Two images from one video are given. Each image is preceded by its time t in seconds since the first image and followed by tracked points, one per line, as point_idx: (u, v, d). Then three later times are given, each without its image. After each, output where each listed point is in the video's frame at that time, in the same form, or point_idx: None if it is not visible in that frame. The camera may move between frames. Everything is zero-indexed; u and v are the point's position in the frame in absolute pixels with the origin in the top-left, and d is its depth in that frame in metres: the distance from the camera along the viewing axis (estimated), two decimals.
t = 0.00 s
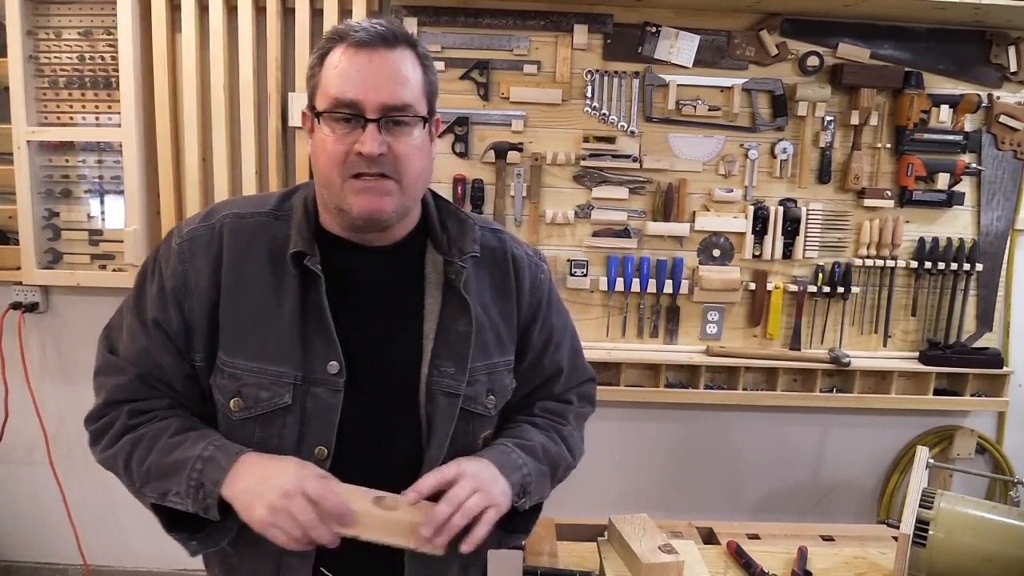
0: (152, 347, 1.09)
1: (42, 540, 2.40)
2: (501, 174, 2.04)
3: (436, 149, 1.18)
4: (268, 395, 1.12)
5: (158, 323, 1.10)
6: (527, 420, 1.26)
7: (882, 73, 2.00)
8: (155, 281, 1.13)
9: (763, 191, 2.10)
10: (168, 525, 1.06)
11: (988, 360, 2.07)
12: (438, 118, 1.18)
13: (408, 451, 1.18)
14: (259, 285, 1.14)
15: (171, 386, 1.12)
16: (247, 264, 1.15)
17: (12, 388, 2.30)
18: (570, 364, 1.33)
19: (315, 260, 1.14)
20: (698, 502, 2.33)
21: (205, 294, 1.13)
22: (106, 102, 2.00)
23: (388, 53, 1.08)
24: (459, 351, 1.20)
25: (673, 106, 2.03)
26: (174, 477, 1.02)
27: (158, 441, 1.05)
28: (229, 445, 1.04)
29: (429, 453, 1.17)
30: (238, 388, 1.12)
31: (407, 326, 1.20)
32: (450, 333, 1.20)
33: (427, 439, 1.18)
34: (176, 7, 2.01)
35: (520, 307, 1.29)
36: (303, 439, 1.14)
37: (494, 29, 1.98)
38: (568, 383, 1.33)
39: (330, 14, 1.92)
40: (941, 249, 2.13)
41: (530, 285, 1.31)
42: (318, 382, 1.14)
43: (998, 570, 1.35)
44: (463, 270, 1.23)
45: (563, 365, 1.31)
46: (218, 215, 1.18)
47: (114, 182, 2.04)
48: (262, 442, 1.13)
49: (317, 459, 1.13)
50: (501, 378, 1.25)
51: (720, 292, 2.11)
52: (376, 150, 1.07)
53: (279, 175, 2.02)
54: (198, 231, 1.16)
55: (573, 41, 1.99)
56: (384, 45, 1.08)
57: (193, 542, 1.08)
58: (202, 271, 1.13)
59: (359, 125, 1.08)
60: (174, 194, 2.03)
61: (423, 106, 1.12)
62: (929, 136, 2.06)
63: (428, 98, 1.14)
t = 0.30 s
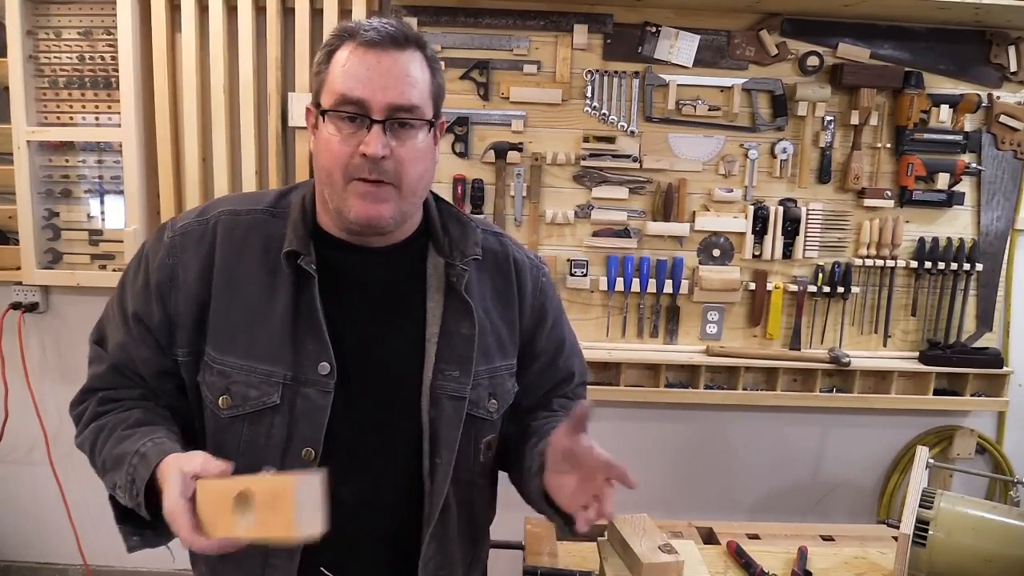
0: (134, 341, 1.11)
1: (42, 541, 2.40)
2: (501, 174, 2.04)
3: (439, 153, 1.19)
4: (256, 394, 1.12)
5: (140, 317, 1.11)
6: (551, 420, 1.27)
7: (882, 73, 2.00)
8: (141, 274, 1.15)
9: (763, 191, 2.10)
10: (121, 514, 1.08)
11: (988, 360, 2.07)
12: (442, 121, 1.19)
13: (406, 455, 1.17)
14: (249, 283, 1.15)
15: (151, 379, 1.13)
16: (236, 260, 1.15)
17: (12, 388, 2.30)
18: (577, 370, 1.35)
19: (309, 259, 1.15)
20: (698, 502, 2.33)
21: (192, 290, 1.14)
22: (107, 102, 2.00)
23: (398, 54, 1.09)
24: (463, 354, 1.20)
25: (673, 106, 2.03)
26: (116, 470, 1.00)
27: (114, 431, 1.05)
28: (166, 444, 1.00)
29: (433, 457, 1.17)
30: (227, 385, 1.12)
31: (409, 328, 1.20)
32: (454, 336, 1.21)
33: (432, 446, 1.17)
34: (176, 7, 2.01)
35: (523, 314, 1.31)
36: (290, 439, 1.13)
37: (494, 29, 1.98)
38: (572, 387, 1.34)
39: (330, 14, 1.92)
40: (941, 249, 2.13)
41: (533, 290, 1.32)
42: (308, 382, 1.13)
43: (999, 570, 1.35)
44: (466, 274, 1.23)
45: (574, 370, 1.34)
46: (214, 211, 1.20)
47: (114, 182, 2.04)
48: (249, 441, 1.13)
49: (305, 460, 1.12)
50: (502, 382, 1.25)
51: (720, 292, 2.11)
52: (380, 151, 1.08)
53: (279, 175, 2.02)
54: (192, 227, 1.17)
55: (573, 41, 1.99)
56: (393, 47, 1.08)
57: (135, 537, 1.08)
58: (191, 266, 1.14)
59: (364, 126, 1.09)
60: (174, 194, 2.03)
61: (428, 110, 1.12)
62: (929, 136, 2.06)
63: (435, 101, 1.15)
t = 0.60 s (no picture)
0: (152, 340, 1.12)
1: (42, 541, 2.40)
2: (501, 174, 2.04)
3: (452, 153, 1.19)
4: (273, 391, 1.12)
5: (158, 317, 1.12)
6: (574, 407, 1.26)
7: (882, 73, 2.00)
8: (160, 274, 1.16)
9: (763, 191, 2.10)
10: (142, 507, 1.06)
11: (988, 360, 2.07)
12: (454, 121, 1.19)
13: (426, 451, 1.17)
14: (266, 281, 1.15)
15: (171, 378, 1.14)
16: (253, 259, 1.16)
17: (12, 388, 2.30)
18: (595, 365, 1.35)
19: (325, 257, 1.15)
20: (698, 502, 2.33)
21: (209, 289, 1.14)
22: (106, 102, 2.00)
23: (410, 57, 1.08)
24: (481, 349, 1.20)
25: (673, 106, 2.03)
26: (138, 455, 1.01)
27: (137, 419, 1.06)
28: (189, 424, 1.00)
29: (454, 451, 1.17)
30: (244, 382, 1.12)
31: (426, 325, 1.20)
32: (472, 332, 1.20)
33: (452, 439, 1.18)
34: (176, 7, 2.01)
35: (539, 309, 1.31)
36: (307, 435, 1.13)
37: (494, 29, 1.98)
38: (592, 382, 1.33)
39: (330, 14, 1.92)
40: (941, 249, 2.13)
41: (548, 286, 1.32)
42: (324, 379, 1.14)
43: (998, 570, 1.35)
44: (482, 269, 1.23)
45: (591, 364, 1.33)
46: (230, 212, 1.20)
47: (114, 182, 2.04)
48: (267, 437, 1.13)
49: (322, 456, 1.12)
50: (520, 377, 1.25)
51: (720, 292, 2.11)
52: (393, 154, 1.08)
53: (279, 175, 2.02)
54: (208, 227, 1.18)
55: (573, 41, 1.99)
56: (405, 49, 1.08)
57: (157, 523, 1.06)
58: (207, 266, 1.15)
59: (376, 128, 1.09)
60: (174, 195, 2.03)
61: (440, 111, 1.12)
62: (929, 136, 2.06)
63: (447, 102, 1.15)
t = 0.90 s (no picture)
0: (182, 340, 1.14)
1: (42, 541, 2.40)
2: (501, 174, 2.04)
3: (465, 149, 1.19)
4: (297, 388, 1.13)
5: (187, 317, 1.14)
6: (589, 419, 1.24)
7: (883, 73, 2.00)
8: (189, 275, 1.17)
9: (763, 191, 2.10)
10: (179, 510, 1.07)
11: (988, 360, 2.07)
12: (466, 117, 1.19)
13: (449, 447, 1.18)
14: (290, 281, 1.16)
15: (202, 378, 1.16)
16: (279, 259, 1.17)
17: (12, 388, 2.30)
18: (615, 362, 1.34)
19: (346, 257, 1.16)
20: (698, 502, 2.33)
21: (237, 289, 1.16)
22: (107, 102, 2.00)
23: (417, 55, 1.09)
24: (502, 346, 1.20)
25: (673, 106, 2.03)
26: (169, 451, 1.03)
27: (168, 416, 1.08)
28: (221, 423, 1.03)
29: (477, 448, 1.17)
30: (269, 379, 1.14)
31: (449, 323, 1.20)
32: (492, 330, 1.20)
33: (474, 436, 1.18)
34: (176, 7, 2.00)
35: (558, 306, 1.30)
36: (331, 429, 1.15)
37: (494, 29, 1.98)
38: (609, 378, 1.32)
39: (330, 14, 1.92)
40: (941, 249, 2.13)
41: (569, 284, 1.31)
42: (347, 376, 1.15)
43: (998, 570, 1.35)
44: (502, 267, 1.22)
45: (609, 363, 1.32)
46: (257, 215, 1.21)
47: (114, 182, 2.04)
48: (293, 432, 1.15)
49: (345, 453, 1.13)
50: (542, 374, 1.25)
51: (720, 292, 2.11)
52: (404, 152, 1.08)
53: (279, 175, 2.02)
54: (235, 230, 1.19)
55: (573, 41, 1.99)
56: (411, 48, 1.08)
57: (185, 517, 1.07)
58: (234, 267, 1.16)
59: (387, 127, 1.10)
60: (173, 195, 2.03)
61: (450, 107, 1.12)
62: (929, 136, 2.06)
63: (456, 99, 1.15)
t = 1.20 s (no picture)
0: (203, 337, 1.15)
1: (42, 541, 2.40)
2: (501, 174, 2.04)
3: (482, 149, 1.19)
4: (311, 384, 1.14)
5: (209, 314, 1.15)
6: (600, 427, 1.23)
7: (883, 73, 2.00)
8: (212, 274, 1.19)
9: (763, 191, 2.10)
10: (196, 501, 1.09)
11: (988, 360, 2.07)
12: (484, 119, 1.18)
13: (459, 445, 1.18)
14: (307, 279, 1.17)
15: (221, 374, 1.17)
16: (297, 257, 1.18)
17: (13, 388, 2.30)
18: (632, 366, 1.31)
19: (360, 255, 1.16)
20: (698, 502, 2.33)
21: (257, 286, 1.17)
22: (107, 102, 2.00)
23: (435, 57, 1.09)
24: (515, 347, 1.19)
25: (673, 106, 2.03)
26: (191, 459, 1.03)
27: (190, 424, 1.08)
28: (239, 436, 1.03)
29: (488, 447, 1.16)
30: (284, 376, 1.14)
31: (462, 322, 1.20)
32: (506, 330, 1.19)
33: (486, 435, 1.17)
34: (176, 7, 2.00)
35: (575, 307, 1.28)
36: (343, 427, 1.15)
37: (494, 29, 1.98)
38: (626, 382, 1.30)
39: (329, 15, 1.92)
40: (941, 249, 2.13)
41: (585, 285, 1.29)
42: (360, 373, 1.15)
43: (998, 570, 1.35)
44: (516, 267, 1.22)
45: (624, 366, 1.29)
46: (277, 215, 1.23)
47: (114, 182, 2.04)
48: (307, 429, 1.15)
49: (357, 449, 1.13)
50: (557, 375, 1.23)
51: (720, 292, 2.11)
52: (422, 150, 1.08)
53: (278, 176, 2.02)
54: (257, 230, 1.21)
55: (573, 41, 1.99)
56: (430, 49, 1.08)
57: (207, 523, 1.09)
58: (254, 265, 1.18)
59: (406, 127, 1.10)
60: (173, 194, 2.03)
61: (468, 107, 1.12)
62: (929, 136, 2.06)
63: (475, 100, 1.14)
